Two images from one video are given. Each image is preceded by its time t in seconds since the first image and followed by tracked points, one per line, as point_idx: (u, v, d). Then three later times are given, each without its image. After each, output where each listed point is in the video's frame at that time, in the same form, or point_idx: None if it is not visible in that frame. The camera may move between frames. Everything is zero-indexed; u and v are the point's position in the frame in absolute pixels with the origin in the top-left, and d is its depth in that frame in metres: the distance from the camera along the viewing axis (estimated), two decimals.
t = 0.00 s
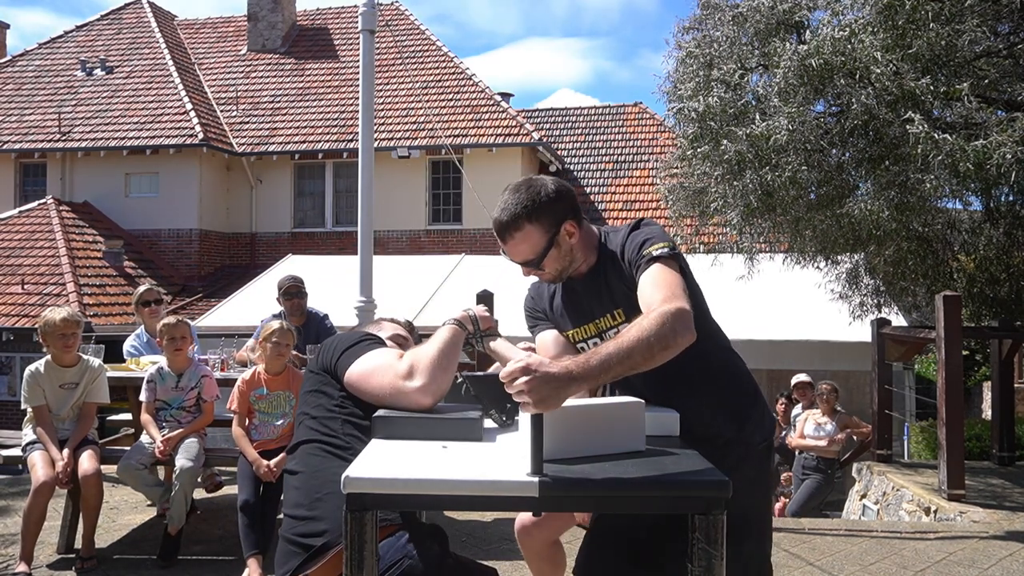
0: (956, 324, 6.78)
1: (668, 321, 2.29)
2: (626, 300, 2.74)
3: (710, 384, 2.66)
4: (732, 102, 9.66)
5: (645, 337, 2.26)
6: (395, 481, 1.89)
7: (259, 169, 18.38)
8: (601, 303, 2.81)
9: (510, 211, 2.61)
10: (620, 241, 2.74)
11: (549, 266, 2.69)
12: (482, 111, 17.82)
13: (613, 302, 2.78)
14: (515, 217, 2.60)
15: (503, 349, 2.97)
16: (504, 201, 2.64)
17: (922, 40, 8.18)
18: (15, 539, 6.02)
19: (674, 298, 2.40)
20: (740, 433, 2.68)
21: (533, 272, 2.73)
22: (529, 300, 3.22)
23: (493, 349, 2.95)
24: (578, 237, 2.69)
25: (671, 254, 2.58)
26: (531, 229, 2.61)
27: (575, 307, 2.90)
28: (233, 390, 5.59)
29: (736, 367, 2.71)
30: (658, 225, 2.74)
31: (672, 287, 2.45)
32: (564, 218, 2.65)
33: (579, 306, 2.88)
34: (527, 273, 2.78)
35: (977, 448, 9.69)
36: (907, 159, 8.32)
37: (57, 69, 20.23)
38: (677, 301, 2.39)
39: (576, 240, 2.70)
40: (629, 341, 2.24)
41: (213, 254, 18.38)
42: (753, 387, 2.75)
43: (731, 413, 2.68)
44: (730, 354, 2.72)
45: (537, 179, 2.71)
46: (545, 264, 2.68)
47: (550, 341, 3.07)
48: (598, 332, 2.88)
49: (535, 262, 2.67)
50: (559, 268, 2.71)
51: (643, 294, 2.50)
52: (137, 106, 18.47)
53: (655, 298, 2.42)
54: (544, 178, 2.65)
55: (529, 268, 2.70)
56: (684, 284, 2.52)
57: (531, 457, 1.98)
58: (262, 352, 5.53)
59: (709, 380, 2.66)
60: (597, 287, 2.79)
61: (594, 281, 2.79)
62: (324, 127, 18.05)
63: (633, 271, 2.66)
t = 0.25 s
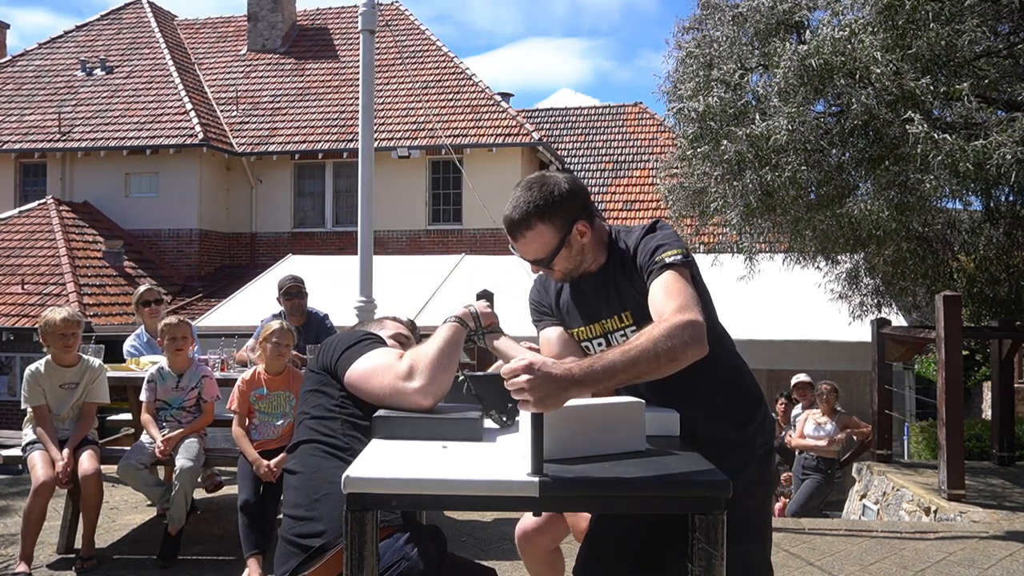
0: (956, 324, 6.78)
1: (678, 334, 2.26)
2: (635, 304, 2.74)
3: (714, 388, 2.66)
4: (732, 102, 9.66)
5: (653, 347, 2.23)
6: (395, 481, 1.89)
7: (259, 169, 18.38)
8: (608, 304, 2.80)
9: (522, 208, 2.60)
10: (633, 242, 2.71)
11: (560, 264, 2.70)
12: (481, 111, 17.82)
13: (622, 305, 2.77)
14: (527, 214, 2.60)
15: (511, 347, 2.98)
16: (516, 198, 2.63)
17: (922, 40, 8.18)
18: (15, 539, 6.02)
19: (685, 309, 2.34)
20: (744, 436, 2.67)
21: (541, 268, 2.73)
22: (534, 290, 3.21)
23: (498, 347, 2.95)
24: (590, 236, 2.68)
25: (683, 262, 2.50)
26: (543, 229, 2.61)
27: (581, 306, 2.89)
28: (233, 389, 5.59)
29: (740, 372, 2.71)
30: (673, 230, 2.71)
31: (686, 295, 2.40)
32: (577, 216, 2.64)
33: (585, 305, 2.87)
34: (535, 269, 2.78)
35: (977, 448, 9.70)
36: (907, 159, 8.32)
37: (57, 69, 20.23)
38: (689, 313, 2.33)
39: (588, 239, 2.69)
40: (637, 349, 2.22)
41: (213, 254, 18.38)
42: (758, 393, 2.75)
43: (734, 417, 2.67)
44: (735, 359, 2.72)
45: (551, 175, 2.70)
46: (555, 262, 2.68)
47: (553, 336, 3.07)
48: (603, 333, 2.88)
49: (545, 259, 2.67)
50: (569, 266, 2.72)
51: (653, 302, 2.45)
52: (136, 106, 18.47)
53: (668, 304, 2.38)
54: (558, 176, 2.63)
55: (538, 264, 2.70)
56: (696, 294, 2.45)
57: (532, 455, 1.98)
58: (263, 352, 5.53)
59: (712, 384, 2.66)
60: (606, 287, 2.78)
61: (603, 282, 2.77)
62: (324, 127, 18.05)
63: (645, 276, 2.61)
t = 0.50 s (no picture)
0: (956, 323, 6.78)
1: (685, 339, 2.24)
2: (640, 307, 2.73)
3: (716, 389, 2.65)
4: (732, 102, 9.66)
5: (658, 350, 2.22)
6: (396, 481, 1.89)
7: (259, 169, 18.39)
8: (613, 306, 2.79)
9: (525, 211, 2.61)
10: (639, 243, 2.69)
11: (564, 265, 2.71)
12: (481, 111, 17.82)
13: (626, 306, 2.76)
14: (531, 216, 2.60)
15: (513, 347, 2.96)
16: (520, 200, 2.64)
17: (922, 41, 8.18)
18: (16, 539, 6.02)
19: (692, 314, 2.33)
20: (746, 437, 2.67)
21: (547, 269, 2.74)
22: (538, 285, 3.19)
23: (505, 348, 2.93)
24: (595, 238, 2.68)
25: (690, 264, 2.46)
26: (547, 231, 2.62)
27: (586, 306, 2.88)
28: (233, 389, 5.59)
29: (744, 372, 2.70)
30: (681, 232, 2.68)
31: (694, 298, 2.37)
32: (582, 219, 2.64)
33: (589, 305, 2.86)
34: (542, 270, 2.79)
35: (977, 448, 9.70)
36: (907, 159, 8.32)
37: (57, 69, 20.23)
38: (697, 318, 2.31)
39: (593, 241, 2.69)
40: (641, 352, 2.21)
41: (213, 254, 18.37)
42: (760, 393, 2.74)
43: (736, 417, 2.67)
44: (739, 359, 2.71)
45: (555, 175, 2.71)
46: (560, 263, 2.70)
47: (554, 333, 3.08)
48: (605, 334, 2.87)
49: (548, 261, 2.68)
50: (574, 268, 2.73)
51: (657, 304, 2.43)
52: (136, 106, 18.47)
53: (674, 307, 2.35)
54: (561, 178, 2.64)
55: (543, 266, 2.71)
56: (704, 297, 2.43)
57: (532, 456, 1.98)
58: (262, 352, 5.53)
59: (714, 385, 2.65)
60: (611, 288, 2.77)
61: (608, 282, 2.76)
62: (324, 127, 18.05)
63: (650, 279, 2.59)
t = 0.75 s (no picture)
0: (956, 324, 6.78)
1: (685, 343, 2.24)
2: (641, 309, 2.73)
3: (717, 392, 2.65)
4: (732, 102, 9.66)
5: (659, 355, 2.22)
6: (396, 481, 1.89)
7: (259, 169, 18.39)
8: (615, 306, 2.79)
9: (521, 196, 2.66)
10: (640, 244, 2.69)
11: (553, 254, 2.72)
12: (481, 111, 17.82)
13: (627, 307, 2.76)
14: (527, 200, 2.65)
15: (513, 347, 2.97)
16: (522, 182, 2.70)
17: (922, 40, 8.18)
18: (16, 539, 6.02)
19: (694, 317, 2.32)
20: (745, 439, 2.67)
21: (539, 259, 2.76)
22: (539, 283, 3.18)
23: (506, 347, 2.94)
24: (588, 232, 2.69)
25: (692, 267, 2.47)
26: (539, 217, 2.65)
27: (587, 306, 2.89)
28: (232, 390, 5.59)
29: (744, 375, 2.70)
30: (683, 234, 2.67)
31: (694, 300, 2.37)
32: (576, 211, 2.66)
33: (591, 305, 2.86)
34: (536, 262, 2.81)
35: (977, 448, 9.70)
36: (907, 159, 8.32)
37: (57, 69, 20.23)
38: (699, 322, 2.31)
39: (587, 236, 2.70)
40: (643, 354, 2.21)
41: (213, 254, 18.37)
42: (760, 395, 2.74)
43: (737, 418, 2.67)
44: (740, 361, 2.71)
45: (561, 167, 2.76)
46: (549, 252, 2.71)
47: (553, 332, 3.07)
48: (605, 335, 2.88)
49: (537, 248, 2.70)
50: (565, 259, 2.73)
51: (659, 307, 2.43)
52: (136, 106, 18.47)
53: (674, 311, 2.36)
54: (566, 170, 2.69)
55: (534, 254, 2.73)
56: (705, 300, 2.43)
57: (532, 456, 1.98)
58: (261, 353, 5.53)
59: (715, 387, 2.65)
60: (612, 289, 2.78)
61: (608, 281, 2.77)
62: (324, 127, 18.05)
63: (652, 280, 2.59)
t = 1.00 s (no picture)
0: (956, 324, 6.78)
1: (690, 355, 2.21)
2: (642, 314, 2.71)
3: (718, 393, 2.65)
4: (732, 102, 9.66)
5: (662, 367, 2.19)
6: (395, 481, 1.89)
7: (259, 169, 18.39)
8: (617, 308, 2.78)
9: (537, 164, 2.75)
10: (645, 250, 2.68)
11: (543, 225, 2.72)
12: (481, 111, 17.82)
13: (628, 310, 2.75)
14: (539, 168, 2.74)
15: (514, 347, 3.09)
16: (541, 157, 2.79)
17: (922, 41, 8.18)
18: (15, 539, 6.02)
19: (697, 329, 2.30)
20: (746, 439, 2.67)
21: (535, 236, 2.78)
22: (542, 282, 3.17)
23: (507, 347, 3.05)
24: (586, 214, 2.70)
25: (693, 277, 2.46)
26: (542, 184, 2.71)
27: (589, 306, 2.88)
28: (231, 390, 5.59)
29: (745, 375, 2.70)
30: (686, 239, 2.64)
31: (697, 309, 2.37)
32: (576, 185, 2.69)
33: (593, 305, 2.86)
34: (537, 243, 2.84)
35: (977, 448, 9.70)
36: (906, 158, 8.31)
37: (57, 69, 20.23)
38: (702, 333, 2.29)
39: (583, 216, 2.70)
40: (645, 363, 2.18)
41: (213, 254, 18.37)
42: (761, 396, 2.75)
43: (737, 419, 2.67)
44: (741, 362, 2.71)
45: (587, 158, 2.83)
46: (542, 224, 2.72)
47: (554, 331, 3.06)
48: (606, 337, 2.87)
49: (530, 214, 2.71)
50: (558, 239, 2.73)
51: (663, 315, 2.42)
52: (136, 106, 18.47)
53: (676, 321, 2.35)
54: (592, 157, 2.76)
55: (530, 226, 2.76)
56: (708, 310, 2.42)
57: (531, 456, 1.98)
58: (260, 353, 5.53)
59: (715, 388, 2.65)
60: (612, 288, 2.77)
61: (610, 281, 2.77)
62: (324, 127, 18.05)
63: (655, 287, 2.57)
